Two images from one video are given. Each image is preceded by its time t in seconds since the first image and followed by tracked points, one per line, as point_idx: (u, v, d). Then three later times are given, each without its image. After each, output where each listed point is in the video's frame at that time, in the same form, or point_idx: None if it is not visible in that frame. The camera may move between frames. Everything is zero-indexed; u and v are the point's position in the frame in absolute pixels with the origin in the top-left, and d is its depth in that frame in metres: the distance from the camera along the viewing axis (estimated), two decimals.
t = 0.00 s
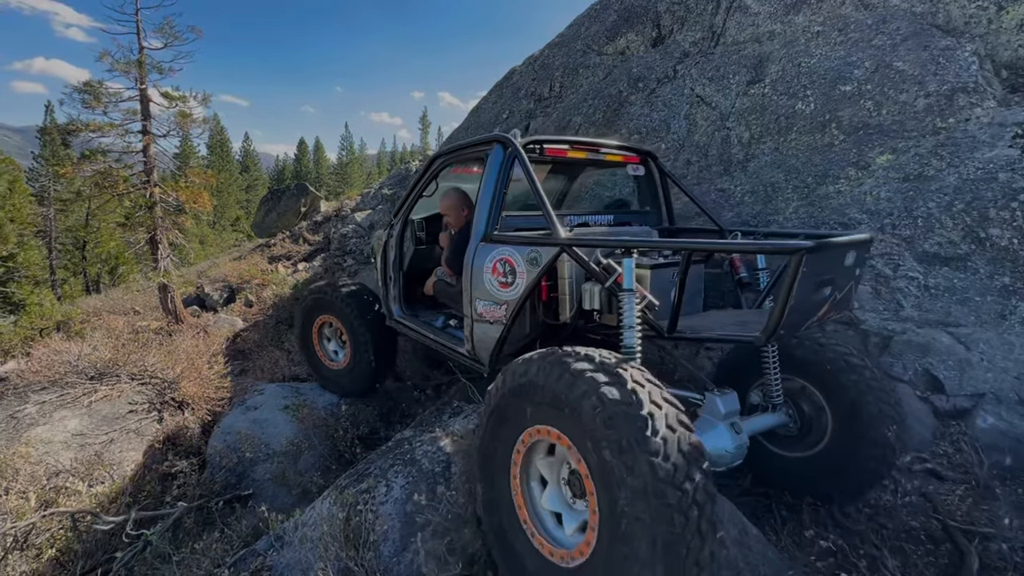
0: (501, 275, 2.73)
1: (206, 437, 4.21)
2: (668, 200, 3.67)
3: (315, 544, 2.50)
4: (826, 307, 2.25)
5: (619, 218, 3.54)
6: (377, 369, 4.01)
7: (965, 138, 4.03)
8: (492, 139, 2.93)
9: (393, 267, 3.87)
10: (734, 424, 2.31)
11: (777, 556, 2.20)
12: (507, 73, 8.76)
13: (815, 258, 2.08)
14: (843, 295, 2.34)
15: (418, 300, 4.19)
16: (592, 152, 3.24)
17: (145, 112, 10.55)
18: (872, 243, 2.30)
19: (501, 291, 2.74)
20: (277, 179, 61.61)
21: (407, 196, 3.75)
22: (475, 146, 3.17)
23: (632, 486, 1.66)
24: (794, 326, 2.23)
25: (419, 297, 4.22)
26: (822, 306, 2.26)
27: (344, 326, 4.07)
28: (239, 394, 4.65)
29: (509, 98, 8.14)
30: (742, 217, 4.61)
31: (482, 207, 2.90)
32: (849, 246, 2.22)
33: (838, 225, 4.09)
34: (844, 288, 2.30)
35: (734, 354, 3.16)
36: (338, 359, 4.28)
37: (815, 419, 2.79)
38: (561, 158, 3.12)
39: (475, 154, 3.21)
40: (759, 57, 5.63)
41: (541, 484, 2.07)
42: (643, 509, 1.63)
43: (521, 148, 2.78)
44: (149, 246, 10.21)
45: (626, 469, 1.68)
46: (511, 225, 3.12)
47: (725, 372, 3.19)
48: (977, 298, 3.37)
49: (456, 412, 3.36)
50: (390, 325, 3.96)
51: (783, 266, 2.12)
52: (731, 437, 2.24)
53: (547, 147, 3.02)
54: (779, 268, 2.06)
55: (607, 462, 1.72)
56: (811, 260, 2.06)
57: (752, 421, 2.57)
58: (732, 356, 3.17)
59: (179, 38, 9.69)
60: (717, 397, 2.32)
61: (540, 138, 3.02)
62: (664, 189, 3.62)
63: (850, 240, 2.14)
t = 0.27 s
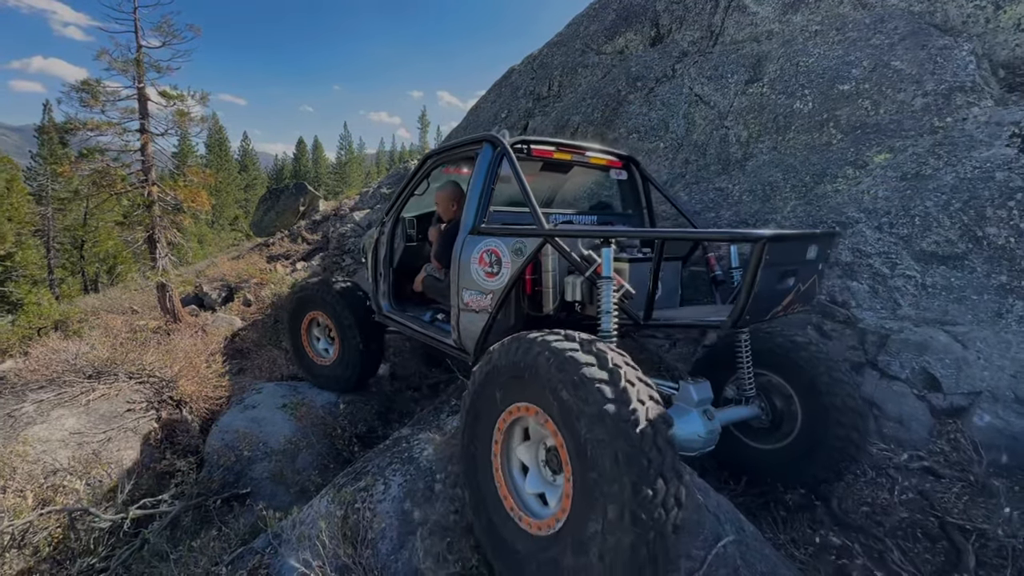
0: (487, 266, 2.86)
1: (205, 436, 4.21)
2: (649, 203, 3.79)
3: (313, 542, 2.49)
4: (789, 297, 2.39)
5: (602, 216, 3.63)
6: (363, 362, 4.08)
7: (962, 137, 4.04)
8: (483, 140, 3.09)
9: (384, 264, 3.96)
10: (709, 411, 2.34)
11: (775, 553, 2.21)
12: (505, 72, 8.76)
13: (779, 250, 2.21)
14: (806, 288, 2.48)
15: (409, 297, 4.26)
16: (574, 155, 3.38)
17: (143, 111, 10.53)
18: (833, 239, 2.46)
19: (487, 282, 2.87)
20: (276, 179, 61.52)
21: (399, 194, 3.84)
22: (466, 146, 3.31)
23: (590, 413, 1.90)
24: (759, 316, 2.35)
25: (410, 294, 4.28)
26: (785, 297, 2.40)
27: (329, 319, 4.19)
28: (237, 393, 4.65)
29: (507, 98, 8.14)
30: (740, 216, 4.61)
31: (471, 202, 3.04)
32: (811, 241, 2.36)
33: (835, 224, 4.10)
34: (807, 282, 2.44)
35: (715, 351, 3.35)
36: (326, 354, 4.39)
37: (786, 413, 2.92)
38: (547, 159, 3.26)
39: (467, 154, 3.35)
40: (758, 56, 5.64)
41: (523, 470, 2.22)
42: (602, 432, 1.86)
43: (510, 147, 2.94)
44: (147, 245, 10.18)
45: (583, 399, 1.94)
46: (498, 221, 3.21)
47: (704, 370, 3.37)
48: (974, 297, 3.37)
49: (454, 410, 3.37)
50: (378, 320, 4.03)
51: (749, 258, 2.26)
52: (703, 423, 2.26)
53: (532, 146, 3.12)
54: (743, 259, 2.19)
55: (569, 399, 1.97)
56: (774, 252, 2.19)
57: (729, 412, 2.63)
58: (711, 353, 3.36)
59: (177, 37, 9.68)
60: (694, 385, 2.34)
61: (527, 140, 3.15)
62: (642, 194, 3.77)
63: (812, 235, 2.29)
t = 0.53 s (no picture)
0: (474, 265, 2.89)
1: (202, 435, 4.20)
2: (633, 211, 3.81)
3: (310, 542, 2.49)
4: (760, 301, 2.45)
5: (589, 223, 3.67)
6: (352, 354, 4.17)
7: (958, 138, 4.05)
8: (473, 143, 3.13)
9: (374, 262, 4.00)
10: (684, 409, 2.35)
11: (771, 552, 2.21)
12: (503, 71, 8.75)
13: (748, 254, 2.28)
14: (778, 292, 2.53)
15: (399, 297, 4.30)
16: (562, 162, 3.39)
17: (139, 110, 10.51)
18: (804, 246, 2.53)
19: (474, 280, 2.90)
20: (272, 178, 61.37)
21: (391, 195, 3.88)
22: (456, 149, 3.35)
23: (552, 387, 2.02)
24: (729, 319, 2.41)
25: (399, 294, 4.32)
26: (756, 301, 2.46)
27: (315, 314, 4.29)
28: (234, 393, 4.64)
29: (505, 97, 8.14)
30: (737, 216, 4.62)
31: (460, 204, 3.07)
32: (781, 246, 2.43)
33: (832, 224, 4.11)
34: (778, 286, 2.50)
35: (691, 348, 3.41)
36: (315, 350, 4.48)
37: (763, 411, 2.98)
38: (535, 164, 3.27)
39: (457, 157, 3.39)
40: (755, 56, 5.65)
41: (506, 474, 2.26)
42: (563, 403, 1.97)
43: (499, 151, 2.99)
44: (144, 245, 10.16)
45: (544, 375, 2.07)
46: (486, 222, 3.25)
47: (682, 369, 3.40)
48: (970, 296, 3.39)
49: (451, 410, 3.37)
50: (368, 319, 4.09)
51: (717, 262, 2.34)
52: (678, 420, 2.27)
53: (521, 153, 3.15)
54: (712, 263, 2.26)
55: (532, 380, 2.09)
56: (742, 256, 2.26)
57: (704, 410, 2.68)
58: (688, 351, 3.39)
59: (174, 36, 9.65)
60: (670, 384, 2.33)
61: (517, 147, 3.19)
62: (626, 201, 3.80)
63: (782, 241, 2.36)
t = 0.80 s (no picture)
0: (464, 261, 2.95)
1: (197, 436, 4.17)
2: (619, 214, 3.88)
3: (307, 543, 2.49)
4: (739, 296, 2.59)
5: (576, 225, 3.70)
6: (341, 340, 4.16)
7: (953, 139, 4.07)
8: (464, 144, 3.18)
9: (365, 261, 4.05)
10: (666, 400, 2.56)
11: (768, 551, 2.22)
12: (500, 71, 8.75)
13: (727, 251, 2.42)
14: (756, 288, 2.67)
15: (392, 297, 4.35)
16: (553, 162, 3.43)
17: (135, 108, 10.46)
18: (780, 244, 2.68)
19: (463, 275, 2.95)
20: (269, 177, 61.20)
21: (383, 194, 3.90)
22: (448, 150, 3.39)
23: (524, 362, 2.09)
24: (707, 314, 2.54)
25: (391, 293, 4.38)
26: (733, 296, 2.60)
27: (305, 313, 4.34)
28: (231, 393, 4.63)
29: (502, 97, 8.13)
30: (734, 216, 4.64)
31: (450, 203, 3.13)
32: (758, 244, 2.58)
33: (828, 224, 4.13)
34: (756, 283, 2.64)
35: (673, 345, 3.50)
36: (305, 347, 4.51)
37: (743, 404, 3.04)
38: (524, 165, 3.28)
39: (449, 157, 3.43)
40: (752, 57, 5.66)
41: (497, 468, 2.27)
42: (539, 371, 2.04)
43: (489, 151, 3.03)
44: (139, 244, 10.12)
45: (517, 352, 2.14)
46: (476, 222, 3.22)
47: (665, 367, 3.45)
48: (964, 297, 3.40)
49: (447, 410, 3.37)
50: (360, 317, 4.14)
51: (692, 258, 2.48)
52: (661, 411, 2.47)
53: (511, 156, 3.16)
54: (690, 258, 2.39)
55: (506, 359, 2.16)
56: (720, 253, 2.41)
57: (685, 405, 2.77)
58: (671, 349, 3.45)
59: (169, 34, 9.61)
60: (653, 377, 2.55)
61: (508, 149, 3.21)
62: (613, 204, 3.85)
63: (759, 240, 2.51)
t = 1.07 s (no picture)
0: (454, 241, 3.14)
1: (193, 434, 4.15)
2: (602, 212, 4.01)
3: (303, 543, 2.48)
4: (705, 271, 2.83)
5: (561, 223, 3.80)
6: (329, 320, 4.33)
7: (949, 139, 4.08)
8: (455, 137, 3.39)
9: (357, 253, 4.25)
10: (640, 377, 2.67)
11: (764, 551, 2.23)
12: (498, 70, 8.74)
13: (696, 225, 2.67)
14: (722, 266, 2.93)
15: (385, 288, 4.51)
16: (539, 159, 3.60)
17: (131, 107, 10.44)
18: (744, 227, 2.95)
19: (453, 255, 3.14)
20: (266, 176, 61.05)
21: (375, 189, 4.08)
22: (439, 143, 3.60)
23: (488, 307, 2.40)
24: (675, 287, 2.77)
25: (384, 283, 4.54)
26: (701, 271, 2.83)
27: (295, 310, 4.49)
28: (227, 392, 4.62)
29: (500, 96, 8.13)
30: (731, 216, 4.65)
31: (442, 189, 3.33)
32: (724, 224, 2.84)
33: (825, 224, 4.14)
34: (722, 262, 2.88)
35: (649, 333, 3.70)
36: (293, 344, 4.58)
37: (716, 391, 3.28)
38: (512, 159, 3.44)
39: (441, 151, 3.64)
40: (750, 57, 5.67)
41: (488, 436, 2.39)
42: (496, 304, 2.38)
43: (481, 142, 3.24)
44: (136, 243, 10.09)
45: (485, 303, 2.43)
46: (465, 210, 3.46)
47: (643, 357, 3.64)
48: (960, 297, 3.42)
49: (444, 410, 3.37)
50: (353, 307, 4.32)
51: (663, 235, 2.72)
52: (637, 385, 2.53)
53: (499, 148, 3.35)
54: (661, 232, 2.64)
55: (474, 315, 2.44)
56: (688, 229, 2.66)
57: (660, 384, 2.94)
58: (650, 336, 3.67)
59: (166, 33, 9.59)
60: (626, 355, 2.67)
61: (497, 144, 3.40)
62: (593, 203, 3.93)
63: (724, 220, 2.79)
